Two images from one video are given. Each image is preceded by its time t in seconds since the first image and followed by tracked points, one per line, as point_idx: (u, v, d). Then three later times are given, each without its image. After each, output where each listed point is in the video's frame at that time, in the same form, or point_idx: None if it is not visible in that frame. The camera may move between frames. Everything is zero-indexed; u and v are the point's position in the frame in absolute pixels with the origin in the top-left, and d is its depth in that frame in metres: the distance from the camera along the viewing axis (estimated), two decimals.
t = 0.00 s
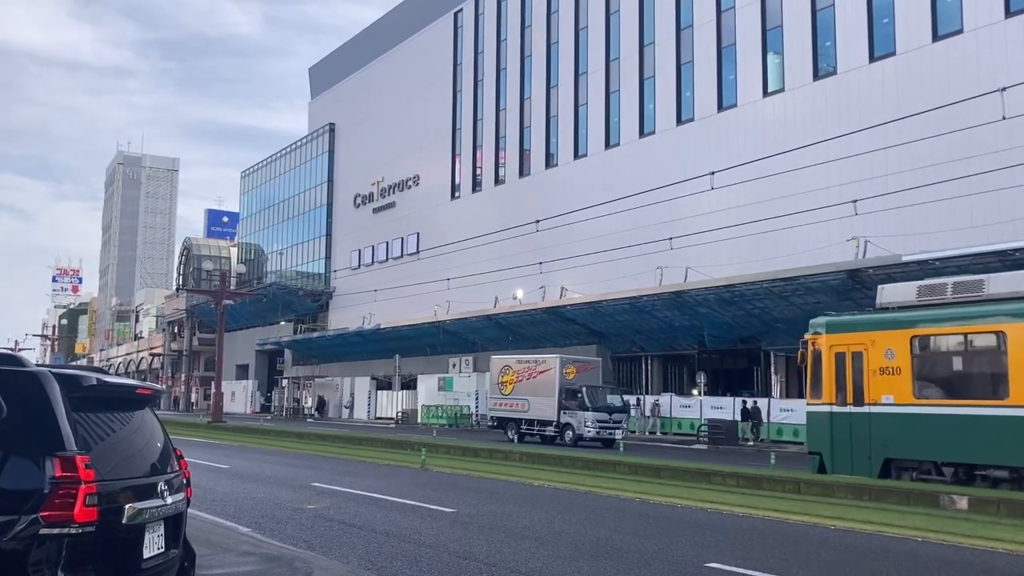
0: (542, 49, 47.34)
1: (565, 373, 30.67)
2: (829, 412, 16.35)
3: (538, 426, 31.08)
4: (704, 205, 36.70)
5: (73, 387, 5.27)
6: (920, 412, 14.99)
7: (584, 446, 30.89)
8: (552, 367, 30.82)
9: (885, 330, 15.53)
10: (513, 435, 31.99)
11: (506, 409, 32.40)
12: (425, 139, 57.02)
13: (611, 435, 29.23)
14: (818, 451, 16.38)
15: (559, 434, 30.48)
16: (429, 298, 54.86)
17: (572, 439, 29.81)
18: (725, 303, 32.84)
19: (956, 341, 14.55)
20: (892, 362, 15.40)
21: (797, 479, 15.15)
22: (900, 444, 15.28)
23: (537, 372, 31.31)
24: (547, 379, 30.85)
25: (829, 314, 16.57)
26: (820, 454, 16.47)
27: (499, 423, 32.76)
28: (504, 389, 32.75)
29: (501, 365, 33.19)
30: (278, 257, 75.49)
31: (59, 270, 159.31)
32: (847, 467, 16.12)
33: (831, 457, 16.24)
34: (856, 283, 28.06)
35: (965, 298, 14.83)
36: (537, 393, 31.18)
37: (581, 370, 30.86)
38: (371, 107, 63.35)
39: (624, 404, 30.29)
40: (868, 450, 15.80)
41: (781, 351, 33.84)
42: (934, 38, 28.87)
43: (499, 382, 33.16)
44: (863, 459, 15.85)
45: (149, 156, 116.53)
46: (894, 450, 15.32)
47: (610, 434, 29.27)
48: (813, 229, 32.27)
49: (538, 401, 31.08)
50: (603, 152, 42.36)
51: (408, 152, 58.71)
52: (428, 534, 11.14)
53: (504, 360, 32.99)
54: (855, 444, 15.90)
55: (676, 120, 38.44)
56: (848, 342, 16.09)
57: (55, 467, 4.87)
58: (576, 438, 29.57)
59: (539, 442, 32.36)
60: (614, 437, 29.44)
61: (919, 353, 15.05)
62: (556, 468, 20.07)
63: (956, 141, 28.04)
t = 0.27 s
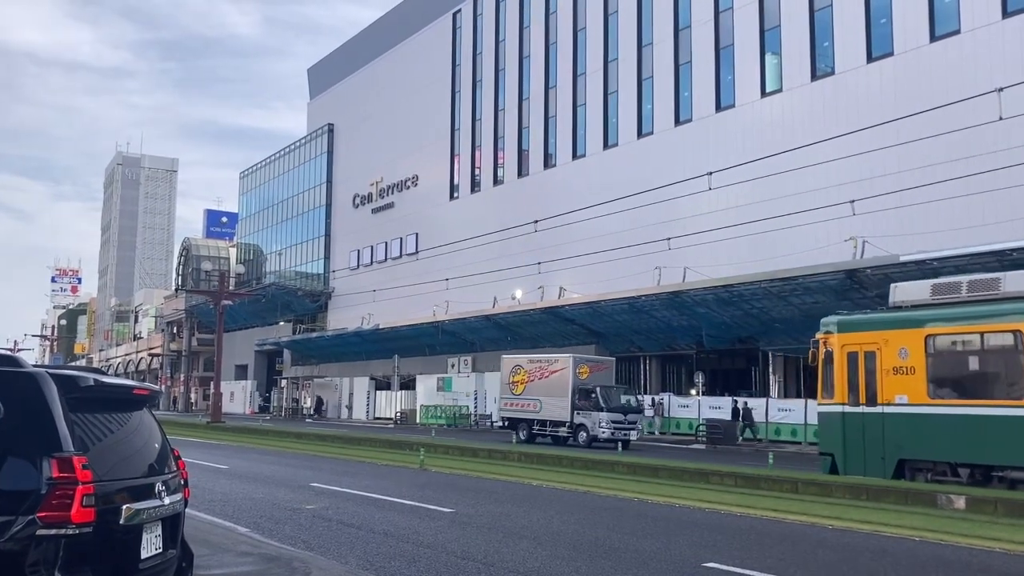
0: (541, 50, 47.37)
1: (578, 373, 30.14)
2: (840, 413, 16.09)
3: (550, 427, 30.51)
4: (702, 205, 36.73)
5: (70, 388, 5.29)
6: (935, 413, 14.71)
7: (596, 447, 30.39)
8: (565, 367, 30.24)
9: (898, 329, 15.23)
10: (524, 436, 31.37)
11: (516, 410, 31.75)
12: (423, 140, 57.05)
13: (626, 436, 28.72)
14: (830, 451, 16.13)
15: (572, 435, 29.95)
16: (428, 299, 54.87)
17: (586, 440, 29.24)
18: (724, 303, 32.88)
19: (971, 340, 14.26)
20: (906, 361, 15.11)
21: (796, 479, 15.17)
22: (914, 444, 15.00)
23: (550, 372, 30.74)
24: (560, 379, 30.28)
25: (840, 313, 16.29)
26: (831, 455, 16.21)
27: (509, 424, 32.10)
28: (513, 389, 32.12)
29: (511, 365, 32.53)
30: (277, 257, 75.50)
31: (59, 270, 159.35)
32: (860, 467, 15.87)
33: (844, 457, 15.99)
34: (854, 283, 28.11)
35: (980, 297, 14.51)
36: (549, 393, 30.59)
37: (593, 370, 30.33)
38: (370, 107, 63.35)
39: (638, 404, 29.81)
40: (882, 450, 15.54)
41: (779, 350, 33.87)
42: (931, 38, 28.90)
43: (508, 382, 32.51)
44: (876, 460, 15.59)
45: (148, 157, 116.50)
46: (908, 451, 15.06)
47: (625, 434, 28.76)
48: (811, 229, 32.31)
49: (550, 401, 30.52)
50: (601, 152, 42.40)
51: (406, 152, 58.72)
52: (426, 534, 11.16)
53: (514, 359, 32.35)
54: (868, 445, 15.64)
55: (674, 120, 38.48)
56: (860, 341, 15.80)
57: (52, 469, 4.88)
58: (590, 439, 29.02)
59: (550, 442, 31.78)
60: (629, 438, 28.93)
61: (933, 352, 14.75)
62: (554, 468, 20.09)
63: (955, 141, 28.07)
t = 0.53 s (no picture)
0: (539, 49, 47.38)
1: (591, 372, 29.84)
2: (852, 413, 15.87)
3: (562, 427, 30.26)
4: (701, 205, 36.74)
5: (68, 387, 5.27)
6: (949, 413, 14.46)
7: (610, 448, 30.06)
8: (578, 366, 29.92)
9: (911, 328, 14.99)
10: (535, 437, 31.13)
11: (528, 411, 31.48)
12: (421, 140, 57.03)
13: (640, 437, 28.42)
14: (841, 452, 15.89)
15: (585, 436, 29.69)
16: (426, 299, 54.83)
17: (599, 441, 28.90)
18: (722, 303, 32.88)
19: (986, 340, 14.02)
20: (919, 361, 14.87)
21: (794, 479, 15.17)
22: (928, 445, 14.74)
23: (562, 371, 30.46)
24: (572, 379, 29.97)
25: (852, 312, 16.13)
26: (843, 456, 15.97)
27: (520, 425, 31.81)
28: (525, 389, 31.91)
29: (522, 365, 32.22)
30: (275, 257, 75.44)
31: (56, 270, 159.12)
32: (872, 468, 15.62)
33: (855, 458, 15.74)
34: (852, 283, 28.14)
35: (997, 294, 14.25)
36: (562, 393, 30.34)
37: (606, 369, 30.03)
38: (369, 107, 63.30)
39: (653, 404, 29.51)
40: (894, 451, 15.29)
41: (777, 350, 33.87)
42: (930, 39, 28.92)
43: (520, 382, 32.28)
44: (889, 460, 15.34)
45: (146, 156, 116.29)
46: (921, 452, 14.80)
47: (639, 435, 28.46)
48: (810, 229, 32.31)
49: (563, 401, 30.25)
50: (599, 152, 42.41)
51: (405, 152, 58.67)
52: (425, 534, 11.14)
53: (524, 359, 32.04)
54: (880, 446, 15.40)
55: (673, 121, 38.48)
56: (872, 340, 15.58)
57: (49, 468, 4.87)
58: (604, 440, 28.71)
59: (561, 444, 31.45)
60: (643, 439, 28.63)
61: (947, 351, 14.51)
62: (552, 468, 20.09)
63: (953, 141, 28.10)
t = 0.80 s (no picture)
0: (538, 50, 47.38)
1: (605, 373, 29.32)
2: (863, 412, 15.37)
3: (576, 428, 29.71)
4: (700, 205, 36.74)
5: (69, 387, 5.27)
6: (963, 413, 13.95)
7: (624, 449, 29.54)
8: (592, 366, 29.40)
9: (924, 327, 14.50)
10: (548, 437, 30.65)
11: (540, 411, 31.09)
12: (420, 140, 56.98)
13: (656, 438, 27.97)
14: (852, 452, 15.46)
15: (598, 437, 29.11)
16: (425, 298, 54.80)
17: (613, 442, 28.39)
18: (721, 303, 32.89)
19: (1002, 338, 13.57)
20: (932, 360, 14.38)
21: (792, 478, 15.17)
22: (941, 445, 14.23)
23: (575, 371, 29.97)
24: (586, 378, 29.53)
25: (863, 311, 15.69)
26: (854, 456, 15.53)
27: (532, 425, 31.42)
28: (536, 389, 31.48)
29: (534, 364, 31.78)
30: (274, 257, 75.39)
31: (55, 270, 158.83)
32: (883, 469, 15.13)
33: (865, 459, 15.26)
34: (851, 283, 28.16)
35: (1013, 294, 13.81)
36: (575, 393, 29.85)
37: (621, 369, 29.50)
38: (368, 107, 63.21)
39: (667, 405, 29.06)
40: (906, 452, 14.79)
41: (776, 350, 33.86)
42: (928, 39, 28.93)
43: (530, 382, 31.84)
44: (901, 460, 14.85)
45: (145, 156, 116.09)
46: (935, 453, 14.28)
47: (655, 436, 27.99)
48: (809, 229, 32.31)
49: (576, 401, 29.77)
50: (599, 152, 42.41)
51: (404, 152, 58.61)
52: (424, 533, 11.15)
53: (537, 358, 31.59)
54: (892, 446, 14.92)
55: (672, 121, 38.49)
56: (883, 339, 15.13)
57: (51, 468, 4.87)
58: (619, 441, 28.19)
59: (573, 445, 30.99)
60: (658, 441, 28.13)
61: (961, 350, 14.03)
62: (552, 468, 20.12)
63: (951, 141, 28.13)
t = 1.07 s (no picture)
0: (537, 50, 47.37)
1: (621, 372, 28.70)
2: (875, 413, 15.27)
3: (590, 429, 29.09)
4: (699, 205, 36.75)
5: (68, 388, 5.27)
6: (977, 414, 13.81)
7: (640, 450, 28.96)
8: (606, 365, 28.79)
9: (937, 326, 14.40)
10: (561, 439, 30.08)
11: (553, 411, 30.51)
12: (420, 140, 56.98)
13: (672, 439, 27.45)
14: (863, 453, 15.36)
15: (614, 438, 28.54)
16: (425, 299, 54.79)
17: (628, 444, 27.85)
18: (720, 303, 32.91)
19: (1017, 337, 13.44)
20: (945, 360, 14.27)
21: (792, 478, 15.18)
22: (954, 447, 14.09)
23: (588, 371, 29.36)
24: (599, 379, 28.93)
25: (874, 312, 15.62)
26: (865, 457, 15.44)
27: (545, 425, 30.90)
28: (548, 389, 30.86)
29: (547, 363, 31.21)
30: (273, 257, 75.39)
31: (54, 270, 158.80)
32: (895, 470, 15.03)
33: (878, 460, 15.18)
34: (850, 283, 28.18)
35: None
36: (588, 394, 29.24)
37: (636, 369, 28.90)
38: (367, 107, 63.21)
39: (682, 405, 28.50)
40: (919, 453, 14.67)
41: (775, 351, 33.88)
42: (927, 39, 28.95)
43: (543, 382, 31.20)
44: (914, 462, 14.72)
45: (144, 156, 116.11)
46: (947, 454, 14.15)
47: (671, 437, 27.43)
48: (809, 229, 32.32)
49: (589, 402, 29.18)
50: (598, 152, 42.41)
51: (403, 152, 58.59)
52: (423, 534, 11.16)
53: (550, 358, 31.03)
54: (904, 447, 14.80)
55: (671, 121, 38.51)
56: (895, 339, 15.04)
57: (50, 468, 4.87)
58: (634, 443, 27.66)
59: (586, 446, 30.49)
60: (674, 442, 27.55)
61: (974, 350, 13.91)
62: (551, 468, 20.13)
63: (950, 141, 28.15)
